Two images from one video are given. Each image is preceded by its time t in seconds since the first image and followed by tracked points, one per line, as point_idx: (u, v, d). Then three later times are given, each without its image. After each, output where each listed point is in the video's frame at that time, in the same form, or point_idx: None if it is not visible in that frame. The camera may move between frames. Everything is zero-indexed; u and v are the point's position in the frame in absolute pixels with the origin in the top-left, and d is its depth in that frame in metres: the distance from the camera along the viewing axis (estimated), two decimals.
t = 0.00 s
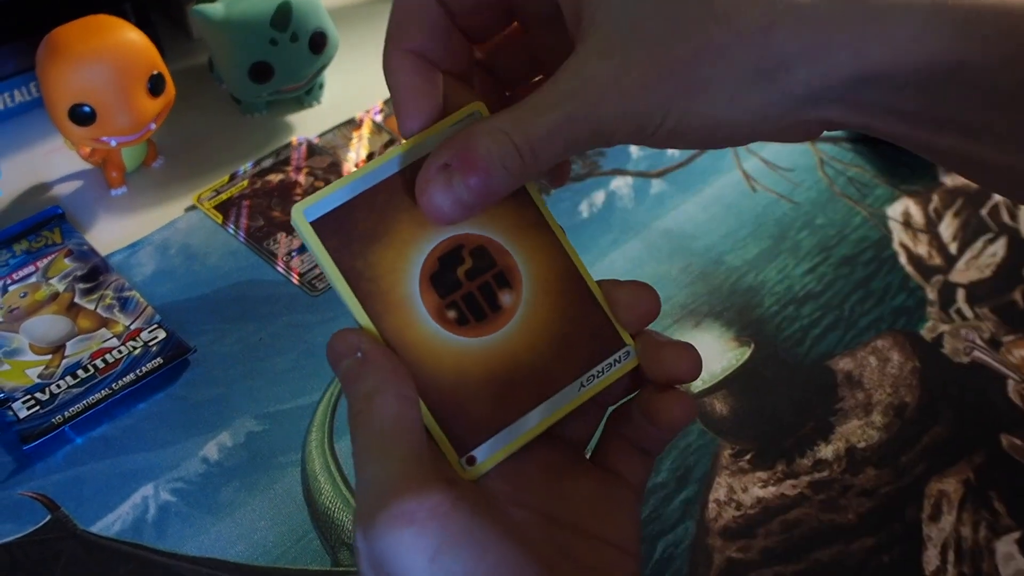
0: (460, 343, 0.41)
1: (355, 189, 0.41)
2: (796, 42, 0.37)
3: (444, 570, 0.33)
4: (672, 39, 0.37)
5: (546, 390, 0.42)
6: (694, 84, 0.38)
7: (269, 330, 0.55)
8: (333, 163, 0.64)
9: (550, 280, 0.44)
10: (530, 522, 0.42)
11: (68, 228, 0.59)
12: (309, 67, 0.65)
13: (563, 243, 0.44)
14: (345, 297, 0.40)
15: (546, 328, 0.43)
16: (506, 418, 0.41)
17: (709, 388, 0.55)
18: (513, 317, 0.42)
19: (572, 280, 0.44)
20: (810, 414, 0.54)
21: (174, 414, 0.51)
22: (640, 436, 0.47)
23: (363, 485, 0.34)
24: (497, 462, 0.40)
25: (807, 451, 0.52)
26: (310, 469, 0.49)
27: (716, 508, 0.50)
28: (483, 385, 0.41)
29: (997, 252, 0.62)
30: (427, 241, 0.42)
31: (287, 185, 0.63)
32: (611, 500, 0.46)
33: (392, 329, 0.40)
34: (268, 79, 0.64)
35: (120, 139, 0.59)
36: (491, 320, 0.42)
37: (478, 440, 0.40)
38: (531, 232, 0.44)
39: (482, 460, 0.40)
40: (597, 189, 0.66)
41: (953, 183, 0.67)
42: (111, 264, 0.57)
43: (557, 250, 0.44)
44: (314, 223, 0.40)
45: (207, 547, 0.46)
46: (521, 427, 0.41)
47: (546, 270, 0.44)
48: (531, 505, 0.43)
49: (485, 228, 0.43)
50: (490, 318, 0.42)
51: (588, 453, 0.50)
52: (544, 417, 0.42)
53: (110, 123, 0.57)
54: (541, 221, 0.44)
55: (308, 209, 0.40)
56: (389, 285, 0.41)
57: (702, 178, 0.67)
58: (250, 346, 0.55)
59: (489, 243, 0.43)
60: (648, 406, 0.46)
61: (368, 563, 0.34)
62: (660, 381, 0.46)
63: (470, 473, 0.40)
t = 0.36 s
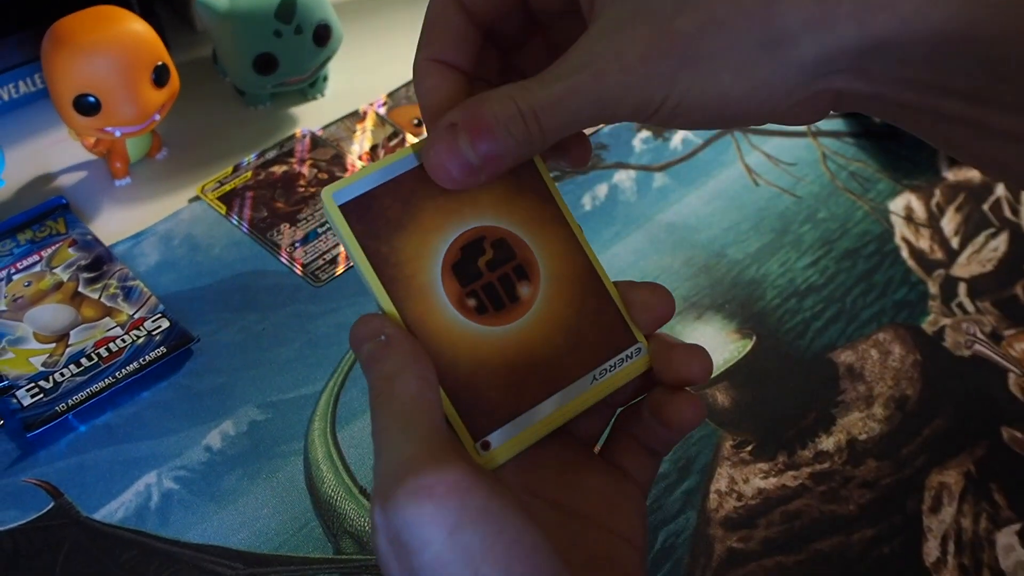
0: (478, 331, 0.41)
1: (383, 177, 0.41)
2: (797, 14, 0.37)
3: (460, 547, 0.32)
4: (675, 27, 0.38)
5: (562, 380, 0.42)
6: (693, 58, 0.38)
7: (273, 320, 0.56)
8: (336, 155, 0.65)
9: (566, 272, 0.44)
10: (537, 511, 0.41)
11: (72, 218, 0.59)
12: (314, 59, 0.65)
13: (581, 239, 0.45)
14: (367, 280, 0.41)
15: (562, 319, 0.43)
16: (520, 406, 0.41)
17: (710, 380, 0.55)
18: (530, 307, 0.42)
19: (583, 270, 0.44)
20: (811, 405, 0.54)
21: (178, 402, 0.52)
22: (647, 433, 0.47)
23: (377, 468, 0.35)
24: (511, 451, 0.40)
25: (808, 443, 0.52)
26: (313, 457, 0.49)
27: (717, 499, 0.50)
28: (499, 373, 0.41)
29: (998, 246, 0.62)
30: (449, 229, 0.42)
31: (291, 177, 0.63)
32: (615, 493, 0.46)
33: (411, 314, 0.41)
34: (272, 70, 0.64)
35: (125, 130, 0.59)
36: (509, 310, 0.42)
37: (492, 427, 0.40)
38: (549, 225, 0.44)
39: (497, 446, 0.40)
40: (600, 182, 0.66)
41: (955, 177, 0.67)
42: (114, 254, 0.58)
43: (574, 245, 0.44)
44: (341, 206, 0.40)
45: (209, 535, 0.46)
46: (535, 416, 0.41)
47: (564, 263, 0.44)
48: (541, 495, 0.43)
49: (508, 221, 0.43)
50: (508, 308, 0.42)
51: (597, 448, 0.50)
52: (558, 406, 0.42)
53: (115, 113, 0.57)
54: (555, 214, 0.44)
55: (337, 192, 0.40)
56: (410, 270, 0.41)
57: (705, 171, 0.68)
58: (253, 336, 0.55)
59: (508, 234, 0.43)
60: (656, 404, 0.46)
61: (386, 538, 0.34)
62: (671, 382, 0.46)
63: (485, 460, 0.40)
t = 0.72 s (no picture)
0: (489, 327, 0.41)
1: (396, 173, 0.41)
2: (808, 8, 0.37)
3: (478, 544, 0.33)
4: (682, 28, 0.38)
5: (571, 378, 0.42)
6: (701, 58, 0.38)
7: (276, 318, 0.56)
8: (341, 154, 0.65)
9: (577, 271, 0.44)
10: (545, 510, 0.41)
11: (77, 215, 0.59)
12: (318, 57, 0.65)
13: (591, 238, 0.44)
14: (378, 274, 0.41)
15: (572, 317, 0.43)
16: (528, 401, 0.41)
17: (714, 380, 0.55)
18: (541, 305, 0.42)
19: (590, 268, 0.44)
20: (816, 406, 0.54)
21: (182, 400, 0.52)
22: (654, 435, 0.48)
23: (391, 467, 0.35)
24: (519, 448, 0.40)
25: (811, 443, 0.52)
26: (317, 455, 0.49)
27: (721, 499, 0.50)
28: (508, 369, 0.41)
29: (1002, 248, 0.62)
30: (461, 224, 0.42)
31: (295, 175, 0.63)
32: (620, 494, 0.46)
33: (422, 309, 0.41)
34: (276, 69, 0.64)
35: (130, 128, 0.59)
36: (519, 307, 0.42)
37: (500, 423, 0.40)
38: (560, 223, 0.44)
39: (504, 441, 0.40)
40: (604, 182, 0.66)
41: (959, 178, 0.67)
42: (119, 252, 0.58)
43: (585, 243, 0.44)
44: (354, 201, 0.40)
45: (213, 533, 0.46)
46: (543, 413, 0.41)
47: (574, 261, 0.44)
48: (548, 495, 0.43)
49: (520, 217, 0.43)
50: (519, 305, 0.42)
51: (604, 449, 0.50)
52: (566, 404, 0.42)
53: (120, 111, 0.57)
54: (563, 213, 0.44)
55: (350, 186, 0.40)
56: (421, 265, 0.41)
57: (709, 171, 0.68)
58: (258, 335, 0.55)
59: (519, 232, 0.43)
60: (666, 409, 0.46)
61: (400, 537, 0.34)
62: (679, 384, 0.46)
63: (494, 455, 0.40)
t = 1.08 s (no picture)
0: (480, 294, 0.41)
1: (406, 126, 0.38)
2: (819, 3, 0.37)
3: (482, 543, 0.33)
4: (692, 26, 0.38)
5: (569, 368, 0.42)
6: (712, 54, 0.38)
7: (283, 316, 0.56)
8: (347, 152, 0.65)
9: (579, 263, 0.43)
10: (550, 507, 0.42)
11: (84, 212, 0.59)
12: (325, 55, 0.65)
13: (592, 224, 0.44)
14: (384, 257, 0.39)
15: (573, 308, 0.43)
16: (528, 395, 0.41)
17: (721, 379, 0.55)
18: (535, 284, 0.42)
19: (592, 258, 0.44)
20: (822, 406, 0.54)
21: (189, 398, 0.52)
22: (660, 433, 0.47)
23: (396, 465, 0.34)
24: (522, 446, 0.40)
25: (818, 443, 0.52)
26: (324, 453, 0.49)
27: (728, 498, 0.50)
28: (498, 342, 0.41)
29: (1008, 248, 0.62)
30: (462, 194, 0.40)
31: (302, 173, 0.63)
32: (627, 494, 0.46)
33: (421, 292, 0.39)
34: (283, 66, 0.64)
35: (137, 125, 0.59)
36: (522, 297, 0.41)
37: (485, 389, 0.40)
38: (559, 191, 0.43)
39: (489, 409, 0.39)
40: (611, 181, 0.66)
41: (966, 179, 0.67)
42: (126, 249, 0.58)
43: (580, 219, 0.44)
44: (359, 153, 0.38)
45: (220, 530, 0.46)
46: (529, 383, 0.41)
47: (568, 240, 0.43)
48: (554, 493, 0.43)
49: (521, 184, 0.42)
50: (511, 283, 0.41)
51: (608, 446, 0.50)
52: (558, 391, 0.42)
53: (127, 109, 0.58)
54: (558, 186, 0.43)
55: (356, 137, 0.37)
56: (420, 226, 0.39)
57: (715, 171, 0.68)
58: (264, 333, 0.55)
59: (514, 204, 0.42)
60: (670, 408, 0.46)
61: (405, 535, 0.34)
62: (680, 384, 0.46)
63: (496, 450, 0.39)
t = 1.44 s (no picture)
0: (465, 235, 0.39)
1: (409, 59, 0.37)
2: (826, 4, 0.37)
3: (488, 544, 0.33)
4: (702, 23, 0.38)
5: (576, 373, 0.41)
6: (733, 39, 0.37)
7: (288, 315, 0.56)
8: (352, 152, 0.65)
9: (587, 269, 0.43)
10: (554, 507, 0.42)
11: (90, 211, 0.59)
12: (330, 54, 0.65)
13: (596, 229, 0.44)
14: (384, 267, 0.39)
15: (580, 310, 0.42)
16: (538, 404, 0.40)
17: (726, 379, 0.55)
18: (517, 217, 0.41)
19: (598, 264, 0.43)
20: (827, 407, 0.54)
21: (193, 397, 0.52)
22: (663, 434, 0.47)
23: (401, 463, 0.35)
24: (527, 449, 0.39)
25: (822, 444, 0.52)
26: (328, 452, 0.49)
27: (732, 499, 0.50)
28: (478, 284, 0.40)
29: (1013, 250, 0.62)
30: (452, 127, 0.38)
31: (307, 172, 0.63)
32: (630, 493, 0.46)
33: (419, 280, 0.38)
34: (288, 66, 0.64)
35: (143, 124, 0.59)
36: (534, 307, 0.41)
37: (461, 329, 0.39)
38: (547, 141, 0.42)
39: (464, 347, 0.39)
40: (616, 181, 0.66)
41: (971, 181, 0.67)
42: (131, 247, 0.58)
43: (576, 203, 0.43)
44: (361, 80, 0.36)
45: (224, 528, 0.46)
46: (510, 325, 0.40)
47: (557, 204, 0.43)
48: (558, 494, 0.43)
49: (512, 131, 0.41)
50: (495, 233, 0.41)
51: (611, 444, 0.50)
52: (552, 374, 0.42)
53: (133, 108, 0.58)
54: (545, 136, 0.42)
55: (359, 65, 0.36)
56: (410, 162, 0.38)
57: (720, 171, 0.68)
58: (269, 332, 0.55)
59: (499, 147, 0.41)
60: (674, 409, 0.46)
61: (409, 536, 0.34)
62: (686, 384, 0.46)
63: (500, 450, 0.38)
